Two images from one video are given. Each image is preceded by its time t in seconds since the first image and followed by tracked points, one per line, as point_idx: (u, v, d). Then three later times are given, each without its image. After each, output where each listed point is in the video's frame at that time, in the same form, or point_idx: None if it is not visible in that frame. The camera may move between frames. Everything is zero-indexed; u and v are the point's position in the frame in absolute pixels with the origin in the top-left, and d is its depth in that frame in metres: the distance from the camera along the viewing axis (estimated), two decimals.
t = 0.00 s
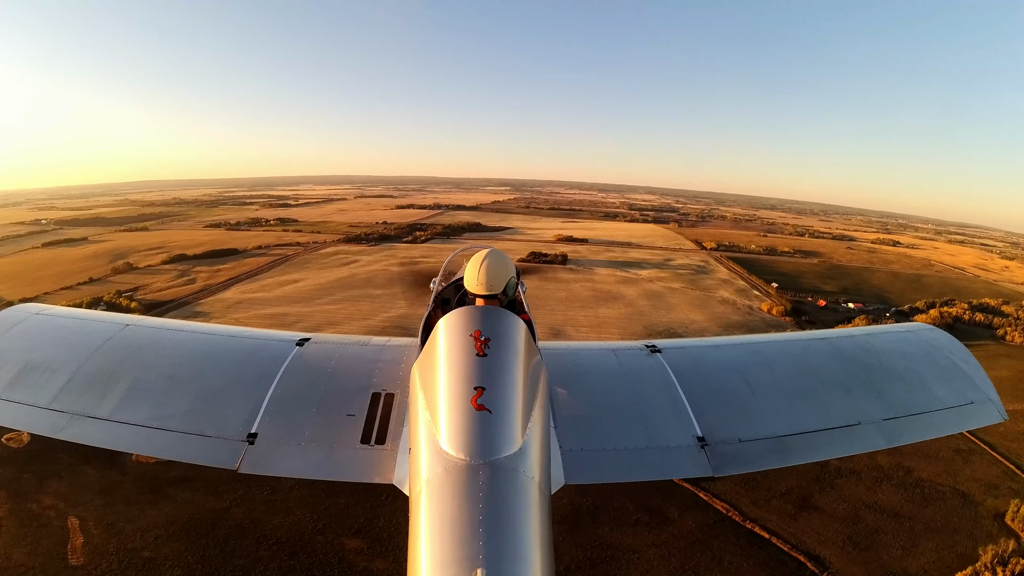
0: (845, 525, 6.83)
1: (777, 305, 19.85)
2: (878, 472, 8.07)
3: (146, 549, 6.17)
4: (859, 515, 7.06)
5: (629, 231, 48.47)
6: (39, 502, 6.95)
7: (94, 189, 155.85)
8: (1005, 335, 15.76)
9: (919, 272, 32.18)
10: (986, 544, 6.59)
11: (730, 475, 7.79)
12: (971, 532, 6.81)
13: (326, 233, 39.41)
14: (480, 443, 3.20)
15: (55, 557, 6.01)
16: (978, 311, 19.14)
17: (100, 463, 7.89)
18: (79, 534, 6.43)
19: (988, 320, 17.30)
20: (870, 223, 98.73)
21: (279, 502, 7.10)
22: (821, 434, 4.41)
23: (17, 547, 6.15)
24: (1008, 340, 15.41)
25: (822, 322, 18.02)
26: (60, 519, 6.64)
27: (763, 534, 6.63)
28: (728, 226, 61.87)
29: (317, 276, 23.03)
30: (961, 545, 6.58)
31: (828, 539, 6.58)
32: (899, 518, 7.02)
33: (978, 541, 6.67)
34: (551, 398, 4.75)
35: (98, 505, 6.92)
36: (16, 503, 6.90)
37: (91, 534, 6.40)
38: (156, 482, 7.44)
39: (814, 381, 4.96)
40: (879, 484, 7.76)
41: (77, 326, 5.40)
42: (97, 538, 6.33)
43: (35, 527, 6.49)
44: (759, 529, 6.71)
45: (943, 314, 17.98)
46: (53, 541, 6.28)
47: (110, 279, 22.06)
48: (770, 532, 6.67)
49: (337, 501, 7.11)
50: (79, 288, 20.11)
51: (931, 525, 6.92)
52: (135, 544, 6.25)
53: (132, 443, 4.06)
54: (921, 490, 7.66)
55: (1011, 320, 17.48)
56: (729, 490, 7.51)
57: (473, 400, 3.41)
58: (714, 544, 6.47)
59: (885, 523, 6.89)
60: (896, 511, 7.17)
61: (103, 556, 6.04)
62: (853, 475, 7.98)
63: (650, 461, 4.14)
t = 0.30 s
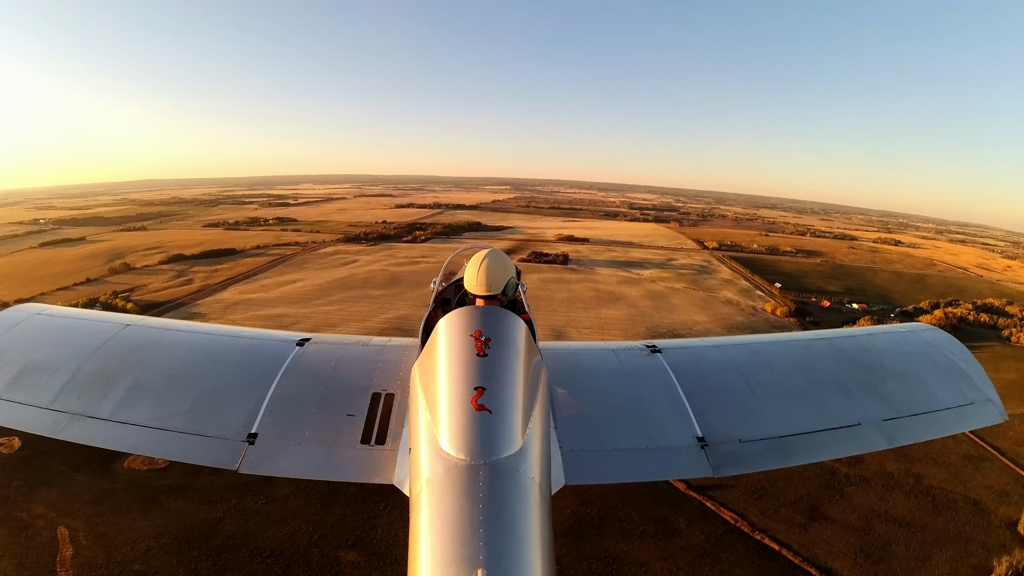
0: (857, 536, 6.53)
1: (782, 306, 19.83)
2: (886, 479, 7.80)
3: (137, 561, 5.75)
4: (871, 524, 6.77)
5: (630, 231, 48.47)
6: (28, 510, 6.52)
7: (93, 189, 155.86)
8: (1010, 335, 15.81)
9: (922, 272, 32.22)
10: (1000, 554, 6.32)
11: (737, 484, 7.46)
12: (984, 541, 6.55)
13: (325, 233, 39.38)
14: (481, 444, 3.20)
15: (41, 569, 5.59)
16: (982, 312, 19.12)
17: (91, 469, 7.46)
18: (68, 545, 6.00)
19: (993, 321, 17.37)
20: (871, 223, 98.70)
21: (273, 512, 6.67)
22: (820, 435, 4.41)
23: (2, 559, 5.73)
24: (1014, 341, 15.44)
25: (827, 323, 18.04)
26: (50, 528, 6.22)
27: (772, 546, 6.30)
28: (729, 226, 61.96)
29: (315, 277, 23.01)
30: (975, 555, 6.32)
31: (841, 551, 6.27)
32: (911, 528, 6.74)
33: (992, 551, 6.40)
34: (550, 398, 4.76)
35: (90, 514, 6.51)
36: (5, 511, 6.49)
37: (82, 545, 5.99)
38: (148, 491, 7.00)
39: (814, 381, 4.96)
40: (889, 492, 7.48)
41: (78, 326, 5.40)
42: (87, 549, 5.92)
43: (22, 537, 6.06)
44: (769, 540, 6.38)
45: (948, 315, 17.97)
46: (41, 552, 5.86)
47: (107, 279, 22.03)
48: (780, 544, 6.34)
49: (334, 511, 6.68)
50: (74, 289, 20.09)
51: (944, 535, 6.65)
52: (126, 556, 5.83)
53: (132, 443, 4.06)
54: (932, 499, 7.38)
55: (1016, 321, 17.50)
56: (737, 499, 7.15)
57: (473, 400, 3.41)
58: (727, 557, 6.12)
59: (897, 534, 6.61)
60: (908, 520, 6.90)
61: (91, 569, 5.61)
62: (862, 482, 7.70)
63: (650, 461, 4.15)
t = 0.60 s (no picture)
0: (868, 547, 6.38)
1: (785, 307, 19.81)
2: (896, 487, 7.65)
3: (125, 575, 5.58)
4: (882, 535, 6.61)
5: (631, 231, 48.46)
6: (18, 520, 6.39)
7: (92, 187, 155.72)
8: (1014, 337, 15.84)
9: (924, 273, 32.27)
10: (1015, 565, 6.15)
11: (745, 493, 7.27)
12: (997, 550, 6.40)
13: (324, 233, 39.37)
14: (480, 443, 3.20)
15: None
16: (986, 314, 19.12)
17: (82, 477, 7.27)
18: (56, 557, 5.84)
19: (997, 322, 17.40)
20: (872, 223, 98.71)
21: (267, 523, 6.47)
22: (820, 435, 4.41)
23: None
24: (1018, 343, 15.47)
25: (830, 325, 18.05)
26: (38, 539, 6.06)
27: (782, 559, 6.13)
28: (730, 226, 61.98)
29: (313, 277, 22.99)
30: (988, 565, 6.16)
31: (851, 562, 6.11)
32: (924, 538, 6.59)
33: (1006, 560, 6.25)
34: (550, 398, 4.76)
35: (80, 523, 6.35)
36: None
37: (70, 556, 5.83)
38: (140, 500, 6.81)
39: (813, 382, 4.96)
40: (900, 501, 7.33)
41: (78, 323, 5.40)
42: (74, 562, 5.74)
43: (10, 549, 5.92)
44: (778, 552, 6.21)
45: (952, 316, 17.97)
46: (27, 565, 5.71)
47: (102, 279, 22.01)
48: (789, 556, 6.17)
49: (330, 522, 6.49)
50: (69, 289, 20.04)
51: (956, 545, 6.49)
52: (114, 570, 5.66)
53: (131, 442, 4.05)
54: (944, 507, 7.22)
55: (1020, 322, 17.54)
56: (745, 509, 6.96)
57: (473, 399, 3.41)
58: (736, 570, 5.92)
59: (909, 544, 6.46)
60: (920, 530, 6.74)
61: None
62: (872, 490, 7.54)
63: (650, 461, 4.15)
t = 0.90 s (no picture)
0: (882, 558, 6.20)
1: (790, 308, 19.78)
2: (907, 494, 7.51)
3: None
4: (896, 546, 6.43)
5: (632, 230, 48.45)
6: (7, 530, 6.13)
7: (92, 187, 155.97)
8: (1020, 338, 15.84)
9: (927, 272, 32.25)
10: None
11: (754, 502, 7.12)
12: (1011, 560, 6.27)
13: (323, 233, 39.40)
14: (480, 443, 3.20)
15: None
16: (990, 314, 19.11)
17: (73, 485, 6.99)
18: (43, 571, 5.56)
19: (1002, 323, 17.42)
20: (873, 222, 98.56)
21: (262, 535, 6.20)
22: (821, 435, 4.41)
23: None
24: None
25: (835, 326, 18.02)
26: (27, 552, 5.79)
27: (793, 571, 5.94)
28: (731, 225, 61.93)
29: (312, 278, 22.99)
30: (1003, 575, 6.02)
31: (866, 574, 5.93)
32: (937, 548, 6.43)
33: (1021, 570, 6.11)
34: (550, 397, 4.76)
35: (72, 534, 6.10)
36: None
37: (59, 570, 5.56)
38: (132, 510, 6.54)
39: (814, 382, 4.96)
40: (912, 508, 7.19)
41: (79, 323, 5.39)
42: None
43: None
44: (790, 564, 6.02)
45: (957, 317, 17.97)
46: None
47: (99, 280, 22.04)
48: (801, 568, 5.97)
49: (327, 535, 6.21)
50: (66, 290, 20.05)
51: (970, 554, 6.36)
52: None
53: (132, 441, 4.05)
54: (957, 515, 7.11)
55: None
56: (755, 519, 6.80)
57: (473, 399, 3.41)
58: None
59: (924, 554, 6.29)
60: (933, 539, 6.59)
61: None
62: (883, 498, 7.41)
63: (650, 460, 4.15)
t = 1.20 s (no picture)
0: (895, 569, 6.15)
1: (795, 310, 19.79)
2: (920, 503, 7.47)
3: None
4: (909, 556, 6.37)
5: (634, 231, 48.47)
6: None
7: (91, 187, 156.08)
8: None
9: (930, 273, 32.29)
10: None
11: (764, 514, 7.07)
12: None
13: (323, 233, 39.42)
14: (480, 443, 3.20)
15: None
16: (995, 316, 19.15)
17: (64, 495, 6.95)
18: None
19: (1007, 325, 17.48)
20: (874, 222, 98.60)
21: (256, 547, 6.16)
22: (820, 434, 4.41)
23: None
24: None
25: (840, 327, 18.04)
26: (17, 563, 5.75)
27: None
28: (733, 225, 61.96)
29: (310, 279, 22.98)
30: None
31: None
32: (951, 558, 6.38)
33: None
34: (550, 397, 4.75)
35: (61, 546, 6.05)
36: None
37: None
38: (124, 521, 6.51)
39: (814, 381, 4.96)
40: (925, 518, 7.14)
41: (78, 323, 5.39)
42: None
43: None
44: None
45: (963, 318, 18.01)
46: None
47: (96, 282, 22.05)
48: None
49: (324, 546, 6.19)
50: (64, 291, 20.10)
51: (985, 565, 6.31)
52: None
53: (132, 441, 4.06)
54: (971, 524, 7.07)
55: None
56: (765, 530, 6.75)
57: (473, 398, 3.41)
58: None
59: (938, 565, 6.23)
60: (946, 549, 6.54)
61: None
62: (896, 507, 7.37)
63: (650, 459, 4.15)
